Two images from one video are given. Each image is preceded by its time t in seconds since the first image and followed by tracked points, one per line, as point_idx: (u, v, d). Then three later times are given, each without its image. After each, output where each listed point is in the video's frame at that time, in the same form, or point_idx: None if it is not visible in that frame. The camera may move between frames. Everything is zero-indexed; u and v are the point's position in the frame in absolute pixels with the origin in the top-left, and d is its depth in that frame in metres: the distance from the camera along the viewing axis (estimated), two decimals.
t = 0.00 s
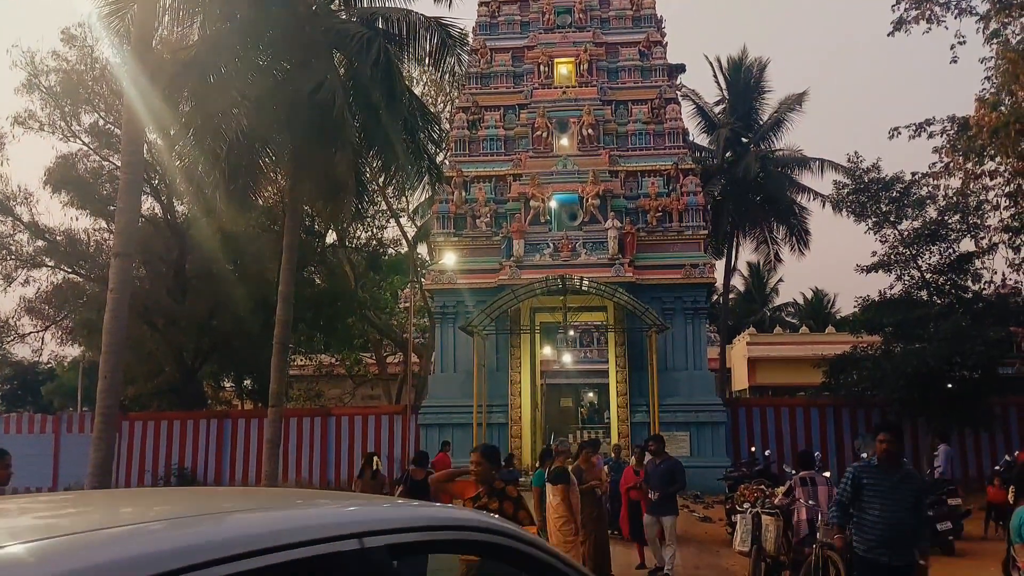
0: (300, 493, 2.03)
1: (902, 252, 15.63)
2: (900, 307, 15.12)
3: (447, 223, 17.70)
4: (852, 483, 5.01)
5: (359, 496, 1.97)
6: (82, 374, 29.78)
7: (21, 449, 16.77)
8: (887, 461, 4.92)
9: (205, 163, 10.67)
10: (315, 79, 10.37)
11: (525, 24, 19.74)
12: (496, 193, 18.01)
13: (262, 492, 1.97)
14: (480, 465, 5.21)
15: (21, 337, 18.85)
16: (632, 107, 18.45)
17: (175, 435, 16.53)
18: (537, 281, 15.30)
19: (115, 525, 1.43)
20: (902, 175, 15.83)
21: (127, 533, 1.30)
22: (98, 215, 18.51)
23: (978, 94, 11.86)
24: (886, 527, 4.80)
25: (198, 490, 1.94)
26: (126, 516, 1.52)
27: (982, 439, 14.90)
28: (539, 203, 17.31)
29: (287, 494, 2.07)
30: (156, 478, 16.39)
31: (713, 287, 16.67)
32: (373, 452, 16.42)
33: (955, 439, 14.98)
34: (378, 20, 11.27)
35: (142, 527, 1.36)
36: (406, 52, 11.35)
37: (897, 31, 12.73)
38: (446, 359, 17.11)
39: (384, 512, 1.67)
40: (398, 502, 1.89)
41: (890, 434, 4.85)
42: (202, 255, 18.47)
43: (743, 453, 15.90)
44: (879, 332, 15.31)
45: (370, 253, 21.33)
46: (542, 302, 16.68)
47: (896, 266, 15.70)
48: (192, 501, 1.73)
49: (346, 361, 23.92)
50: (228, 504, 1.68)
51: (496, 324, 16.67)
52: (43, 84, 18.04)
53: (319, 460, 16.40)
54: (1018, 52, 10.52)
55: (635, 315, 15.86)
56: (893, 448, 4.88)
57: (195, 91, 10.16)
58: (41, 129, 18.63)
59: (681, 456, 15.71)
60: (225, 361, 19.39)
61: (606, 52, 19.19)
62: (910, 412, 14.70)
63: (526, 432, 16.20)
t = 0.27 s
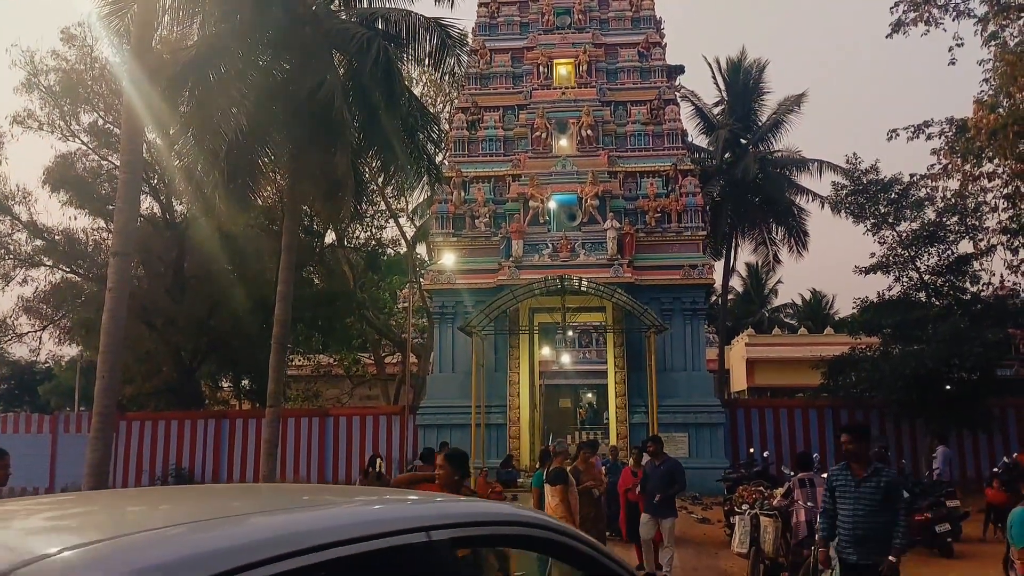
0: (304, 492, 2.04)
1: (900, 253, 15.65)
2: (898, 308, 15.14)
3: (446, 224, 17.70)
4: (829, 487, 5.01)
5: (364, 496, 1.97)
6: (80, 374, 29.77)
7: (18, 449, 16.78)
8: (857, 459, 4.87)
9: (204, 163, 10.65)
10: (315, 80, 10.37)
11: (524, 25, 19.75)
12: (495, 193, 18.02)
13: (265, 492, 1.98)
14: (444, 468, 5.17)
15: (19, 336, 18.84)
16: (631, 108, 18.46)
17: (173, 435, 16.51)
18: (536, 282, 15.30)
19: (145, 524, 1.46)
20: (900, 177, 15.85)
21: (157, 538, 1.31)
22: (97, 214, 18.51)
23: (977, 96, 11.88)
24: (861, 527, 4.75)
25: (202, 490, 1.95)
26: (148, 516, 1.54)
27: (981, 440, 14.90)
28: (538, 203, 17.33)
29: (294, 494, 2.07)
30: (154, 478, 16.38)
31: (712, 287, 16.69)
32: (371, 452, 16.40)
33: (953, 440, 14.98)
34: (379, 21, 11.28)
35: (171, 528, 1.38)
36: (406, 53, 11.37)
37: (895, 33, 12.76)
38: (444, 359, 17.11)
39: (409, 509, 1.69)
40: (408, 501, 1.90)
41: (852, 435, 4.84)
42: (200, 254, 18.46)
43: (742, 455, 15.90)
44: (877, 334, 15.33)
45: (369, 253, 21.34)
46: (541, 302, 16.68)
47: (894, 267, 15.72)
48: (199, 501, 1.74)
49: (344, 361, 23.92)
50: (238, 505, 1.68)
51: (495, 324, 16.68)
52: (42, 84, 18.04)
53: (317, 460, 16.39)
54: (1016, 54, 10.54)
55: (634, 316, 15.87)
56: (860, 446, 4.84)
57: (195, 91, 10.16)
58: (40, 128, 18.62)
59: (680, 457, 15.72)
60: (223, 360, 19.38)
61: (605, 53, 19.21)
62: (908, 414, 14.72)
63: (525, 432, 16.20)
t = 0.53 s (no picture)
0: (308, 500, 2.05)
1: (898, 260, 15.67)
2: (896, 315, 15.15)
3: (445, 229, 17.69)
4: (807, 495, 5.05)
5: (373, 505, 2.00)
6: (78, 379, 29.71)
7: (15, 454, 16.73)
8: (827, 470, 4.84)
9: (203, 168, 10.66)
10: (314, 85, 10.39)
11: (523, 32, 19.80)
12: (494, 199, 18.03)
13: (269, 500, 1.99)
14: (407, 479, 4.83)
15: (16, 341, 18.81)
16: (630, 114, 18.49)
17: (170, 441, 16.49)
18: (535, 288, 15.30)
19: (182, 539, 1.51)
20: (898, 184, 15.87)
21: (217, 550, 1.38)
22: (95, 219, 18.50)
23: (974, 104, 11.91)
24: (830, 536, 4.78)
25: (212, 501, 1.96)
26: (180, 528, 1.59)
27: (979, 448, 14.91)
28: (537, 209, 17.35)
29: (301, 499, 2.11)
30: (151, 484, 16.33)
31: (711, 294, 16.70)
32: (368, 459, 16.38)
33: (952, 447, 14.96)
34: (379, 26, 11.29)
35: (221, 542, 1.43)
36: (405, 59, 11.39)
37: (893, 40, 12.80)
38: (442, 365, 17.09)
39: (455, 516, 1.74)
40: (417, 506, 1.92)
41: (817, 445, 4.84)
42: (199, 259, 18.46)
43: (740, 461, 15.88)
44: (876, 340, 15.33)
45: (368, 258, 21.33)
46: (539, 308, 16.69)
47: (893, 274, 15.73)
48: (212, 512, 1.76)
49: (343, 367, 23.90)
50: (253, 516, 1.73)
51: (493, 330, 16.68)
52: (42, 88, 18.04)
53: (315, 466, 16.37)
54: (1013, 62, 10.58)
55: (633, 322, 15.86)
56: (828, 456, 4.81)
57: (195, 96, 10.18)
58: (39, 133, 18.63)
59: (678, 464, 15.72)
60: (221, 365, 19.36)
61: (604, 60, 19.25)
62: (907, 421, 14.71)
63: (522, 439, 16.18)
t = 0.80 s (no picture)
0: (311, 505, 2.08)
1: (894, 266, 15.71)
2: (892, 321, 15.19)
3: (442, 233, 17.71)
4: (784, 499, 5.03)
5: (380, 511, 2.04)
6: (73, 382, 29.61)
7: (10, 457, 16.69)
8: (800, 475, 4.81)
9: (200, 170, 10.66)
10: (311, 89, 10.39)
11: (521, 36, 19.83)
12: (491, 204, 18.05)
13: (276, 505, 2.04)
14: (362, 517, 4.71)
15: (11, 344, 18.77)
16: (627, 120, 18.52)
17: (166, 444, 16.46)
18: (531, 292, 15.30)
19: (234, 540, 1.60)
20: (895, 191, 15.92)
21: (310, 551, 1.51)
22: (92, 222, 18.48)
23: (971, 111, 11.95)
24: (795, 543, 4.75)
25: (219, 506, 2.00)
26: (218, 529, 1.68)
27: (975, 454, 14.92)
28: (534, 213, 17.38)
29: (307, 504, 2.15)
30: (146, 488, 16.29)
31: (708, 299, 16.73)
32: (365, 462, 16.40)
33: (948, 453, 14.99)
34: (376, 30, 11.30)
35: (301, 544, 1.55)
36: (403, 63, 11.39)
37: (890, 47, 12.84)
38: (439, 369, 17.06)
39: (513, 525, 1.90)
40: (434, 516, 1.98)
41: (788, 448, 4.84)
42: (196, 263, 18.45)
43: (736, 467, 15.86)
44: (872, 346, 15.36)
45: (365, 262, 21.33)
46: (536, 312, 16.69)
47: (889, 280, 15.76)
48: (232, 516, 1.81)
49: (339, 371, 23.89)
50: (274, 519, 1.80)
51: (490, 334, 16.68)
52: (38, 91, 18.03)
53: (311, 470, 16.36)
54: (1009, 70, 10.62)
55: (630, 327, 15.88)
56: (799, 461, 4.78)
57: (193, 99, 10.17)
58: (36, 136, 18.61)
59: (674, 469, 15.71)
60: (218, 369, 19.34)
61: (602, 65, 19.28)
62: (903, 427, 14.74)
63: (519, 443, 16.17)
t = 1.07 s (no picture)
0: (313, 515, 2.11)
1: (889, 270, 15.75)
2: (887, 325, 15.23)
3: (438, 236, 17.71)
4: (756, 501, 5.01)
5: (387, 516, 2.07)
6: (67, 384, 29.51)
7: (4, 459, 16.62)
8: (771, 473, 4.82)
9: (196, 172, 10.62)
10: (308, 91, 10.39)
11: (518, 39, 19.86)
12: (487, 206, 18.06)
13: (282, 512, 2.06)
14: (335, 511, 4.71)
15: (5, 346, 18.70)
16: (623, 123, 18.54)
17: (161, 446, 16.41)
18: (527, 295, 15.29)
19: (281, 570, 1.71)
20: (890, 195, 15.97)
21: (377, 546, 1.70)
22: (87, 224, 18.44)
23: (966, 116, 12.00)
24: (762, 541, 4.67)
25: (226, 514, 2.01)
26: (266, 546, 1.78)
27: (968, 457, 14.95)
28: (531, 216, 17.40)
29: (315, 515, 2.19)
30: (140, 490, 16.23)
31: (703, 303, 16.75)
32: (360, 464, 16.41)
33: (942, 457, 15.02)
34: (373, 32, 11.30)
35: (368, 540, 1.75)
36: (399, 65, 11.39)
37: (885, 52, 12.89)
38: (434, 372, 17.04)
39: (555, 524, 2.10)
40: (460, 520, 2.11)
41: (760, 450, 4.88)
42: (191, 264, 18.41)
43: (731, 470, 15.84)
44: (866, 350, 15.39)
45: (360, 264, 21.32)
46: (531, 315, 16.69)
47: (884, 284, 15.78)
48: (264, 519, 1.91)
49: (334, 373, 23.85)
50: (308, 523, 1.90)
51: (486, 337, 16.68)
52: (33, 92, 17.98)
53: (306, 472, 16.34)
54: (1004, 74, 10.66)
55: (625, 330, 15.90)
56: (771, 460, 4.80)
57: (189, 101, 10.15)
58: (31, 137, 18.56)
59: (669, 472, 15.71)
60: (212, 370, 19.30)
61: (598, 68, 19.31)
62: (897, 431, 14.77)
63: (514, 446, 16.17)
